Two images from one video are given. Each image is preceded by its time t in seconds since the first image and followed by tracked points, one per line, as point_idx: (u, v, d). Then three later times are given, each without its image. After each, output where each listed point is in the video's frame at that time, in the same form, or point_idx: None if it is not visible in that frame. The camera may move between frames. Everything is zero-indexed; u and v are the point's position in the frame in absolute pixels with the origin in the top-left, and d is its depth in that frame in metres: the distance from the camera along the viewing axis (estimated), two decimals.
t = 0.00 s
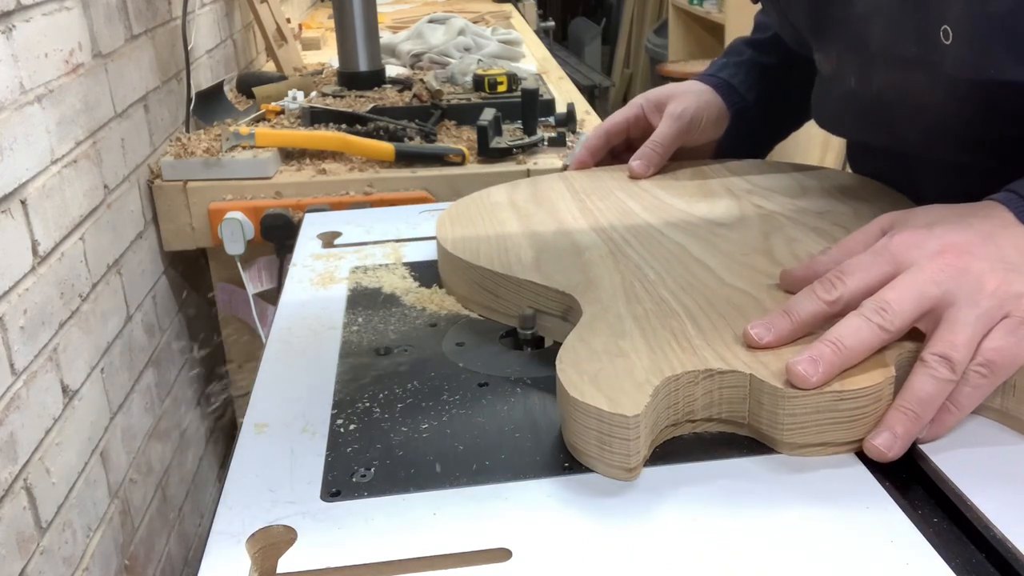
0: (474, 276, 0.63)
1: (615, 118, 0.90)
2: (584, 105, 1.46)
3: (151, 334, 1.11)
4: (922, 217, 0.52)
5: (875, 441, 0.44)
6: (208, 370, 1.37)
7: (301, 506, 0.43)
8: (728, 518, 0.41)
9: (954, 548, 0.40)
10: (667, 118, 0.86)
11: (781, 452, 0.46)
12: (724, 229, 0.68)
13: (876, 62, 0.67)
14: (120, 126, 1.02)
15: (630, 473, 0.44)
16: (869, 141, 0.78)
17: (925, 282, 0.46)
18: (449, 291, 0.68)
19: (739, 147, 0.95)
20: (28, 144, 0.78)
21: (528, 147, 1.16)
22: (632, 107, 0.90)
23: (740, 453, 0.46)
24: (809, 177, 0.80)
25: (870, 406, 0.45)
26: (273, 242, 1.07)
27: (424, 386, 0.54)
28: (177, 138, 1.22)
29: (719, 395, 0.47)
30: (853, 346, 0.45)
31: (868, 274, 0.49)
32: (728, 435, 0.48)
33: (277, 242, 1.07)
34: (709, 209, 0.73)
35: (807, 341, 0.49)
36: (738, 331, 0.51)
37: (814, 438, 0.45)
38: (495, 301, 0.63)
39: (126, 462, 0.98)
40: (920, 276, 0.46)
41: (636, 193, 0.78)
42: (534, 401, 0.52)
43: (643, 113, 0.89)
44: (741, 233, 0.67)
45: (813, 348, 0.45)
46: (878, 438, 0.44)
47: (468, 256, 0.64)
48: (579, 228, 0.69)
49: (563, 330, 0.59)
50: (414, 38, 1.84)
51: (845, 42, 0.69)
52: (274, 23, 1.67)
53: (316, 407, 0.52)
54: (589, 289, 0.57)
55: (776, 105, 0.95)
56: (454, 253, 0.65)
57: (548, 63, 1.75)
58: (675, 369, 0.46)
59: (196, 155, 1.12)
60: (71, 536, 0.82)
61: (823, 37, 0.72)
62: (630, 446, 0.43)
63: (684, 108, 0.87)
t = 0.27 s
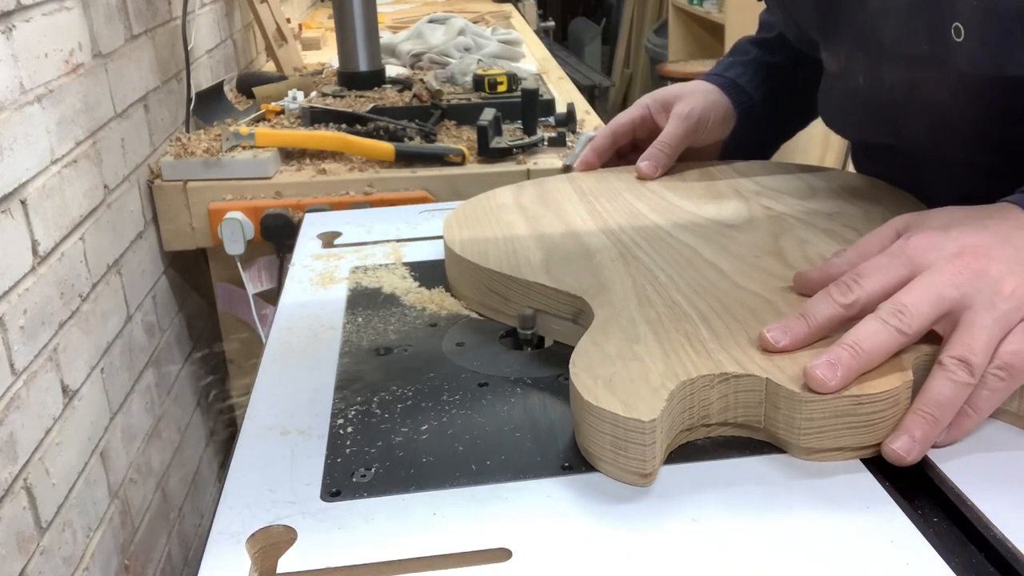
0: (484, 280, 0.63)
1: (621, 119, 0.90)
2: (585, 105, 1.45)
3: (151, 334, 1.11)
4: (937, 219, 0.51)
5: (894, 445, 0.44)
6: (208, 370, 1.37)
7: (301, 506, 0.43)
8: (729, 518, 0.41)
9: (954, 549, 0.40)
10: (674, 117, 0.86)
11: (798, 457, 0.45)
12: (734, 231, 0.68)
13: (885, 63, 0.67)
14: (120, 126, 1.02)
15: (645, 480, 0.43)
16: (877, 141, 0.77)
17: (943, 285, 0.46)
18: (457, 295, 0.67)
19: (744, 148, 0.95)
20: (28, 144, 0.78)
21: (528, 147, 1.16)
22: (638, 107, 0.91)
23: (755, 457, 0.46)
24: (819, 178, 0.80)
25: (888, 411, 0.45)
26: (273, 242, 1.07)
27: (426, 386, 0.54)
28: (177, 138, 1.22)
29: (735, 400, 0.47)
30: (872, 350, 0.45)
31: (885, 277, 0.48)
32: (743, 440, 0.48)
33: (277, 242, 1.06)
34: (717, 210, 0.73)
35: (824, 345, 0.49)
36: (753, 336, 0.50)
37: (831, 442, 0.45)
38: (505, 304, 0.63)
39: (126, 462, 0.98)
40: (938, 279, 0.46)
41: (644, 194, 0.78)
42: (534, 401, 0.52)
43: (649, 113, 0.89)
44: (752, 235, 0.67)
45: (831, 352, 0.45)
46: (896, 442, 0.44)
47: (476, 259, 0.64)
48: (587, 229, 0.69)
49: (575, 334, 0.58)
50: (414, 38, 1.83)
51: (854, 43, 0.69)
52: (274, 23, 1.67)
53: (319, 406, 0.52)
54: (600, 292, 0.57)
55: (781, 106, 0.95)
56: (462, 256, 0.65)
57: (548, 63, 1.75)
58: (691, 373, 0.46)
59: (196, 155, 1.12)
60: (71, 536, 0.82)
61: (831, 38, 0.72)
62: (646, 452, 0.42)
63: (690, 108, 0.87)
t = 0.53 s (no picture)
0: (493, 282, 0.63)
1: (628, 118, 0.89)
2: (585, 105, 1.45)
3: (151, 334, 1.11)
4: (953, 221, 0.51)
5: (912, 449, 0.43)
6: (208, 370, 1.37)
7: (301, 506, 0.43)
8: (730, 517, 0.41)
9: (955, 549, 0.40)
10: (684, 117, 0.86)
11: (817, 464, 0.45)
12: (746, 233, 0.67)
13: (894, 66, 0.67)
14: (120, 126, 1.02)
15: (660, 485, 0.43)
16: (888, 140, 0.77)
17: (961, 288, 0.46)
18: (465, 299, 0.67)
19: (749, 147, 0.95)
20: (28, 144, 0.78)
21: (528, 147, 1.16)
22: (645, 107, 0.90)
23: (771, 462, 0.45)
24: (829, 180, 0.79)
25: (905, 415, 0.44)
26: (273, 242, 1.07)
27: (425, 386, 0.54)
28: (177, 138, 1.22)
29: (751, 404, 0.46)
30: (890, 354, 0.44)
31: (901, 280, 0.48)
32: (758, 445, 0.47)
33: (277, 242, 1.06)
34: (727, 211, 0.72)
35: (840, 348, 0.48)
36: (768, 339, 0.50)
37: (850, 448, 0.44)
38: (514, 307, 0.62)
39: (126, 462, 0.98)
40: (955, 282, 0.46)
41: (653, 195, 0.77)
42: (534, 402, 0.52)
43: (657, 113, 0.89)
44: (763, 237, 0.66)
45: (849, 356, 0.44)
46: (914, 447, 0.43)
47: (484, 261, 0.63)
48: (596, 230, 0.69)
49: (586, 337, 0.58)
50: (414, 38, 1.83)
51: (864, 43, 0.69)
52: (274, 23, 1.67)
53: (318, 406, 0.52)
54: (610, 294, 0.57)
55: (786, 106, 0.95)
56: (469, 257, 0.64)
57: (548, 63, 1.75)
58: (706, 378, 0.45)
59: (196, 155, 1.12)
60: (71, 536, 0.82)
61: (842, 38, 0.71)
62: (661, 457, 0.42)
63: (699, 108, 0.87)
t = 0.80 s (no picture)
0: (506, 286, 0.62)
1: (642, 120, 0.89)
2: (585, 105, 1.45)
3: (151, 333, 1.11)
4: (975, 227, 0.50)
5: (933, 460, 0.42)
6: (208, 370, 1.37)
7: (301, 506, 0.43)
8: (733, 519, 0.41)
9: (955, 548, 0.40)
10: (697, 118, 0.85)
11: (837, 474, 0.44)
12: (763, 237, 0.66)
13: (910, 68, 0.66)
14: (120, 126, 1.02)
15: (675, 494, 0.42)
16: (900, 143, 0.76)
17: (982, 295, 0.45)
18: (476, 302, 0.66)
19: (767, 149, 0.94)
20: (28, 144, 0.78)
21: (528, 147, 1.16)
22: (659, 108, 0.90)
23: (788, 472, 0.45)
24: (845, 183, 0.78)
25: (926, 424, 0.43)
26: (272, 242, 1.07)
27: (426, 386, 0.54)
28: (177, 138, 1.22)
29: (768, 413, 0.46)
30: (911, 362, 0.43)
31: (922, 286, 0.47)
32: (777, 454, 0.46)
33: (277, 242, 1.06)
34: (738, 213, 0.71)
35: (859, 355, 0.47)
36: (786, 345, 0.49)
37: (869, 458, 0.44)
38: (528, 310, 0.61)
39: (126, 462, 0.98)
40: (977, 288, 0.45)
41: (666, 198, 0.76)
42: (534, 402, 0.52)
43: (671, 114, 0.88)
44: (779, 241, 0.64)
45: (869, 364, 0.44)
46: (935, 457, 0.43)
47: (496, 264, 0.62)
48: (607, 233, 0.68)
49: (602, 341, 0.57)
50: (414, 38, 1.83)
51: (878, 43, 0.67)
52: (275, 23, 1.67)
53: (316, 406, 0.52)
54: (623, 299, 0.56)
55: (801, 108, 0.93)
56: (481, 260, 0.64)
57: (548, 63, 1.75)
58: (723, 386, 0.45)
59: (196, 155, 1.12)
60: (71, 536, 0.82)
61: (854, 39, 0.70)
62: (677, 466, 0.41)
63: (714, 109, 0.86)
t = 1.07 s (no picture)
0: (518, 289, 0.61)
1: (658, 122, 0.86)
2: (584, 105, 1.45)
3: (151, 333, 1.11)
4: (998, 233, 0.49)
5: (953, 472, 0.41)
6: (208, 371, 1.37)
7: (301, 506, 0.43)
8: (735, 521, 0.41)
9: (956, 548, 0.40)
10: (715, 119, 0.82)
11: (855, 487, 0.43)
12: (780, 241, 0.64)
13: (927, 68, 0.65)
14: (120, 127, 1.02)
15: (688, 505, 0.41)
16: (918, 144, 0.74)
17: (1005, 304, 0.44)
18: (489, 306, 0.65)
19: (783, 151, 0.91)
20: (28, 144, 0.78)
21: (528, 147, 1.16)
22: (675, 109, 0.87)
23: (803, 483, 0.44)
24: (866, 185, 0.75)
25: (946, 436, 0.42)
26: (273, 242, 1.07)
27: (427, 387, 0.54)
28: (177, 138, 1.22)
29: (784, 422, 0.45)
30: (931, 372, 0.42)
31: (942, 294, 0.46)
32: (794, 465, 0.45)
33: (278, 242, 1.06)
34: (750, 215, 0.70)
35: (879, 364, 0.46)
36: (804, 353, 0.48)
37: (886, 469, 0.42)
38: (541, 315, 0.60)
39: (126, 462, 0.98)
40: (1000, 297, 0.44)
41: (683, 201, 0.74)
42: (534, 402, 0.52)
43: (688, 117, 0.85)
44: (796, 245, 0.63)
45: (888, 374, 0.42)
46: (955, 470, 0.41)
47: (509, 267, 0.62)
48: (617, 235, 0.66)
49: (615, 346, 0.56)
50: (415, 38, 1.83)
51: (893, 44, 0.66)
52: (275, 23, 1.67)
53: (313, 407, 0.52)
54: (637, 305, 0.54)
55: (819, 111, 0.90)
56: (494, 262, 0.63)
57: (548, 63, 1.75)
58: (739, 395, 0.44)
59: (195, 155, 1.11)
60: (71, 536, 0.82)
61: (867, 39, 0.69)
62: (690, 477, 0.40)
63: (732, 111, 0.83)
